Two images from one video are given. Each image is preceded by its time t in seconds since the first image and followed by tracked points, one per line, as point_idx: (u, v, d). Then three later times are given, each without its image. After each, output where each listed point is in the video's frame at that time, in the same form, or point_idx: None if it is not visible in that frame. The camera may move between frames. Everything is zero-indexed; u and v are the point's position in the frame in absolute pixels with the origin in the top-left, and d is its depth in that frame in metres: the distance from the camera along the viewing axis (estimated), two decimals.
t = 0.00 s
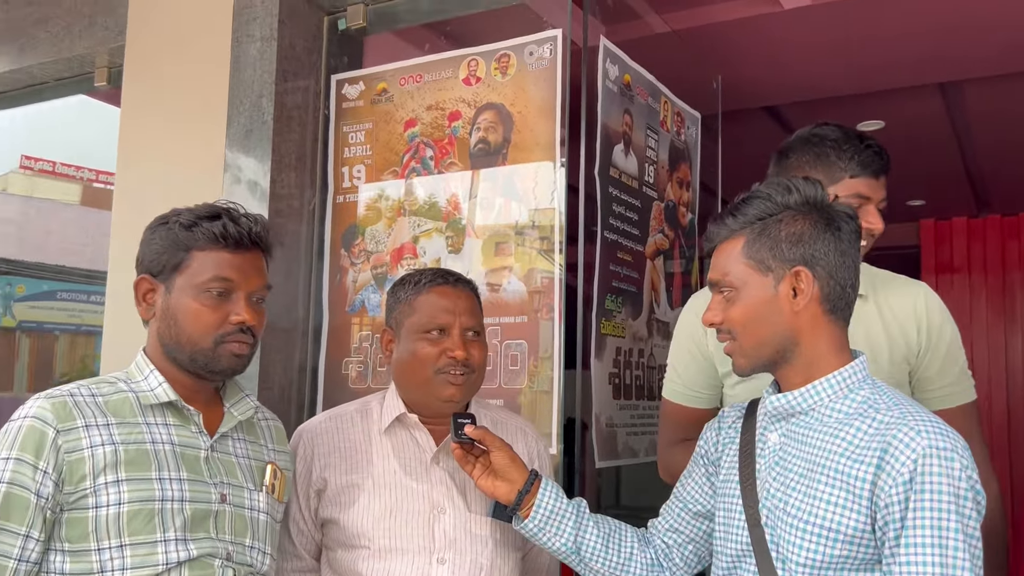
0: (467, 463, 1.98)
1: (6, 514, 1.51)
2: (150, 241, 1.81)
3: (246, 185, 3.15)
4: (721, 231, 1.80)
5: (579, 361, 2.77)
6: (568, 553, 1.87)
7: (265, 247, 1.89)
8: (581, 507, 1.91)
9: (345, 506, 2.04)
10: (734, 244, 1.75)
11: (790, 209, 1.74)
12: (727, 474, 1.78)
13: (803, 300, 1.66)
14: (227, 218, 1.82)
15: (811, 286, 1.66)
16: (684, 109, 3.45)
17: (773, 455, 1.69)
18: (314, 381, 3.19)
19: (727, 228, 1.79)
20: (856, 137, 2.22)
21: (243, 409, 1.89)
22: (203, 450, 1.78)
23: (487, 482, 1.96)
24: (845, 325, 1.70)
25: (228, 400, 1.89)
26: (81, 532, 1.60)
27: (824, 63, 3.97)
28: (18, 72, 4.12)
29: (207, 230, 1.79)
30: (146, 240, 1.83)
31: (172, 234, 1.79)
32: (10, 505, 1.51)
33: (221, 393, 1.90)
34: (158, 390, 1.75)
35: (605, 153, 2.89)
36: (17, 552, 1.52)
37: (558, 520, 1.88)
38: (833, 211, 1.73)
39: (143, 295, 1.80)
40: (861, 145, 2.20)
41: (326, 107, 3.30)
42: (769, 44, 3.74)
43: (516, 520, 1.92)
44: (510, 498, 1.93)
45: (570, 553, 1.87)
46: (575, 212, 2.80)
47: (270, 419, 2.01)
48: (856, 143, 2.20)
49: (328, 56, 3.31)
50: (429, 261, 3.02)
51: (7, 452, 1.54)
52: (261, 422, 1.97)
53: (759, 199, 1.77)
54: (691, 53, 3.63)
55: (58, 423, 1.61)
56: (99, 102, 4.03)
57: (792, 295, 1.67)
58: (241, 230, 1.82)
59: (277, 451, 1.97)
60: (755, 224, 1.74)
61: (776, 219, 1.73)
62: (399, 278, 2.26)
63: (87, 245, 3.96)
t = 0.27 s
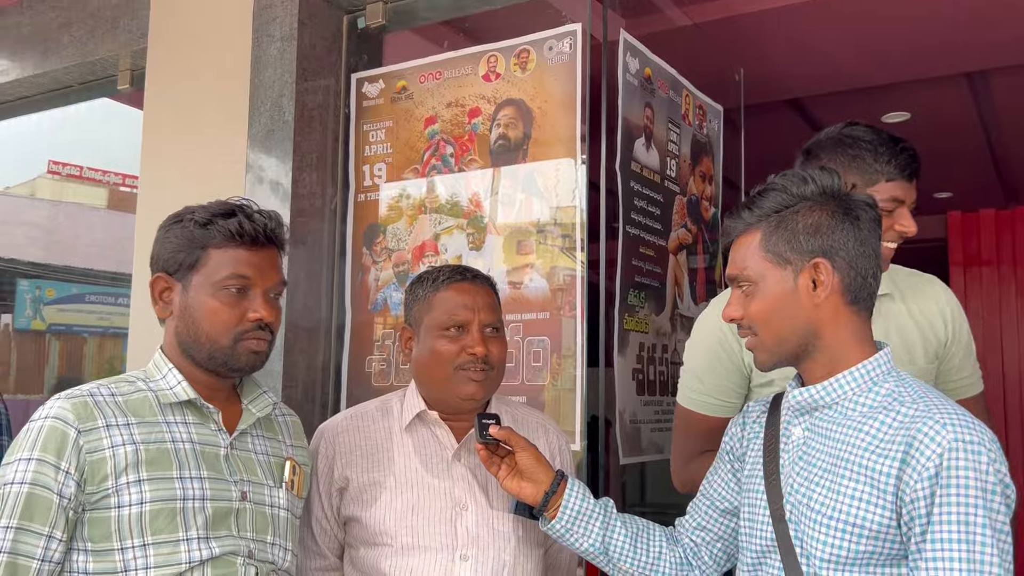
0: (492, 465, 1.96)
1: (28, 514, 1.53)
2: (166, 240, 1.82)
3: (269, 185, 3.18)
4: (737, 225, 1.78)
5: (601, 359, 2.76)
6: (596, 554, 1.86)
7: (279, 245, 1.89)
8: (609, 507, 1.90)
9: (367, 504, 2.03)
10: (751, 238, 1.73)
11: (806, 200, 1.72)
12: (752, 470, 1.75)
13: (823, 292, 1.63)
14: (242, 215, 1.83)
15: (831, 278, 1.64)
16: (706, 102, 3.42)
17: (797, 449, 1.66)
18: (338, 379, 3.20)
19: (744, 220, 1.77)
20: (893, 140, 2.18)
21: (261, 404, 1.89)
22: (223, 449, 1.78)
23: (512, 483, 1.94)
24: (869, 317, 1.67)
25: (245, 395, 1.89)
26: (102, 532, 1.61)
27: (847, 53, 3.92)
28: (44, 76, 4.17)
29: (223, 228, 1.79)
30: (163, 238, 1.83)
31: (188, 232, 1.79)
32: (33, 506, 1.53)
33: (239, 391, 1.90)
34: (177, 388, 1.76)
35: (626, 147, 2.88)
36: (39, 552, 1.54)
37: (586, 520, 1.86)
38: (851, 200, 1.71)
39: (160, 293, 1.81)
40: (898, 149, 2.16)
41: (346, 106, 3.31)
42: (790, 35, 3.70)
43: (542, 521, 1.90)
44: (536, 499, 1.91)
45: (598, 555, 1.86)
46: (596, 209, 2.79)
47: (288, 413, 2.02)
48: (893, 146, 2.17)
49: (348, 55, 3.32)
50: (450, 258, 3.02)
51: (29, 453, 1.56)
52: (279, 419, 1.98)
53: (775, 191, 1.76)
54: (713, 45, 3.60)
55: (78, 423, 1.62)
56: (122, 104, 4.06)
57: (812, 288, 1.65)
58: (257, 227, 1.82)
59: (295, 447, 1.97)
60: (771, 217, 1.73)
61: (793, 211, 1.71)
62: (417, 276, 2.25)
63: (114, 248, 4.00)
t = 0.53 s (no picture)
0: (522, 451, 1.93)
1: (56, 501, 1.53)
2: (186, 227, 1.83)
3: (298, 179, 3.17)
4: (773, 198, 1.74)
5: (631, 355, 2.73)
6: (627, 541, 1.83)
7: (298, 229, 1.89)
8: (640, 493, 1.87)
9: (394, 491, 2.02)
10: (787, 212, 1.69)
11: (845, 173, 1.67)
12: (786, 454, 1.71)
13: (859, 268, 1.59)
14: (259, 201, 1.83)
15: (867, 254, 1.59)
16: (736, 86, 3.35)
17: (831, 433, 1.62)
18: (367, 371, 3.19)
19: (781, 193, 1.72)
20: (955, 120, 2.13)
21: (286, 391, 1.90)
22: (248, 436, 1.78)
23: (542, 468, 1.90)
24: (905, 295, 1.62)
25: (270, 383, 1.90)
26: (130, 519, 1.61)
27: (881, 35, 3.84)
28: (76, 75, 4.22)
29: (242, 213, 1.79)
30: (182, 227, 1.84)
31: (207, 220, 1.80)
32: (61, 493, 1.54)
33: (264, 378, 1.91)
34: (203, 374, 1.76)
35: (654, 132, 2.84)
36: (67, 539, 1.54)
37: (616, 507, 1.83)
38: (893, 174, 1.65)
39: (180, 282, 1.81)
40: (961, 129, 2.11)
41: (372, 97, 3.30)
42: (821, 17, 3.63)
43: (573, 507, 1.86)
44: (566, 485, 1.87)
45: (629, 541, 1.83)
46: (624, 202, 2.76)
47: (312, 402, 2.01)
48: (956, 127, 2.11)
49: (373, 46, 3.31)
50: (477, 247, 2.99)
51: (56, 440, 1.56)
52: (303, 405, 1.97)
53: (814, 164, 1.70)
54: (742, 29, 3.54)
55: (105, 410, 1.62)
56: (153, 101, 4.10)
57: (848, 264, 1.60)
58: (274, 212, 1.82)
59: (319, 434, 1.96)
60: (808, 190, 1.68)
61: (831, 184, 1.66)
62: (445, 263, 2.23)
63: (147, 245, 4.04)
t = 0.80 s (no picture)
0: (546, 436, 1.88)
1: (72, 486, 1.52)
2: (201, 208, 1.81)
3: (323, 170, 3.15)
4: (813, 164, 1.67)
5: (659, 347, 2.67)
6: (656, 526, 1.78)
7: (314, 211, 1.88)
8: (670, 479, 1.81)
9: (415, 477, 2.00)
10: (826, 180, 1.62)
11: (889, 141, 1.60)
12: (819, 436, 1.65)
13: (899, 241, 1.53)
14: (274, 181, 1.82)
15: (908, 225, 1.53)
16: (766, 67, 3.28)
17: (866, 412, 1.56)
18: (394, 362, 3.17)
19: (820, 160, 1.66)
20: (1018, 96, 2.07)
21: (302, 372, 1.87)
22: (266, 419, 1.76)
23: (568, 453, 1.86)
24: (944, 268, 1.55)
25: (287, 364, 1.88)
26: (147, 505, 1.60)
27: (915, 12, 3.73)
28: (103, 69, 4.24)
29: (259, 193, 1.79)
30: (198, 207, 1.82)
31: (223, 200, 1.79)
32: (78, 478, 1.53)
33: (281, 361, 1.89)
34: (220, 357, 1.74)
35: (680, 113, 2.77)
36: (84, 525, 1.54)
37: (645, 492, 1.78)
38: (939, 145, 1.58)
39: (197, 263, 1.80)
40: None
41: (395, 83, 3.27)
42: None
43: (601, 493, 1.82)
44: (594, 470, 1.83)
45: (659, 527, 1.78)
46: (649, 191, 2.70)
47: (331, 384, 1.99)
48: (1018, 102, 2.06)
49: (395, 33, 3.28)
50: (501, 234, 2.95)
51: (72, 425, 1.55)
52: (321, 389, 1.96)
53: (857, 130, 1.63)
54: (773, 8, 3.46)
55: (121, 395, 1.60)
56: (180, 94, 4.11)
57: (886, 236, 1.54)
58: (291, 192, 1.82)
59: (338, 417, 1.94)
60: (849, 157, 1.61)
61: (874, 152, 1.59)
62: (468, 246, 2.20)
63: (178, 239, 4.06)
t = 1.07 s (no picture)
0: (574, 425, 1.86)
1: (96, 478, 1.53)
2: (221, 198, 1.81)
3: (347, 166, 3.15)
4: (849, 146, 1.63)
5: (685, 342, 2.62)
6: (684, 515, 1.75)
7: (333, 199, 1.88)
8: (698, 468, 1.78)
9: (439, 468, 1.99)
10: (864, 161, 1.59)
11: (929, 122, 1.55)
12: (854, 424, 1.62)
13: (940, 223, 1.49)
14: (294, 169, 1.82)
15: (949, 207, 1.49)
16: (793, 53, 3.22)
17: (903, 399, 1.53)
18: (419, 356, 3.16)
19: (857, 142, 1.62)
20: None
21: (325, 362, 1.87)
22: (289, 409, 1.75)
23: (595, 442, 1.83)
24: (986, 251, 1.52)
25: (309, 355, 1.88)
26: (171, 497, 1.60)
27: None
28: (129, 66, 4.27)
29: (278, 181, 1.78)
30: (218, 196, 1.82)
31: (243, 188, 1.78)
32: (102, 470, 1.53)
33: (303, 350, 1.89)
34: (243, 348, 1.73)
35: (706, 100, 2.73)
36: (108, 517, 1.54)
37: (673, 481, 1.75)
38: (979, 124, 1.53)
39: (218, 253, 1.80)
40: None
41: (418, 76, 3.26)
42: None
43: (628, 483, 1.79)
44: (621, 459, 1.80)
45: (686, 516, 1.75)
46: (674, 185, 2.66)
47: (354, 371, 1.99)
48: None
49: (417, 25, 3.27)
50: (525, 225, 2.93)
51: (95, 418, 1.55)
52: (345, 377, 1.95)
53: (895, 111, 1.59)
54: None
55: (144, 387, 1.60)
56: (204, 91, 4.13)
57: (927, 217, 1.50)
58: (310, 180, 1.82)
59: (362, 405, 1.94)
60: (888, 138, 1.57)
61: (913, 133, 1.55)
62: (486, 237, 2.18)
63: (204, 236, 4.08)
